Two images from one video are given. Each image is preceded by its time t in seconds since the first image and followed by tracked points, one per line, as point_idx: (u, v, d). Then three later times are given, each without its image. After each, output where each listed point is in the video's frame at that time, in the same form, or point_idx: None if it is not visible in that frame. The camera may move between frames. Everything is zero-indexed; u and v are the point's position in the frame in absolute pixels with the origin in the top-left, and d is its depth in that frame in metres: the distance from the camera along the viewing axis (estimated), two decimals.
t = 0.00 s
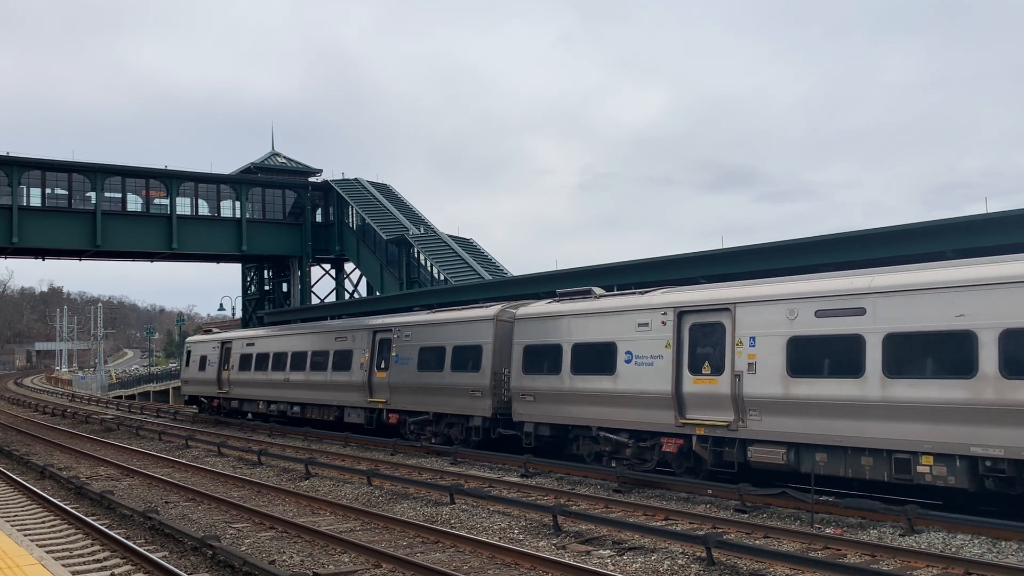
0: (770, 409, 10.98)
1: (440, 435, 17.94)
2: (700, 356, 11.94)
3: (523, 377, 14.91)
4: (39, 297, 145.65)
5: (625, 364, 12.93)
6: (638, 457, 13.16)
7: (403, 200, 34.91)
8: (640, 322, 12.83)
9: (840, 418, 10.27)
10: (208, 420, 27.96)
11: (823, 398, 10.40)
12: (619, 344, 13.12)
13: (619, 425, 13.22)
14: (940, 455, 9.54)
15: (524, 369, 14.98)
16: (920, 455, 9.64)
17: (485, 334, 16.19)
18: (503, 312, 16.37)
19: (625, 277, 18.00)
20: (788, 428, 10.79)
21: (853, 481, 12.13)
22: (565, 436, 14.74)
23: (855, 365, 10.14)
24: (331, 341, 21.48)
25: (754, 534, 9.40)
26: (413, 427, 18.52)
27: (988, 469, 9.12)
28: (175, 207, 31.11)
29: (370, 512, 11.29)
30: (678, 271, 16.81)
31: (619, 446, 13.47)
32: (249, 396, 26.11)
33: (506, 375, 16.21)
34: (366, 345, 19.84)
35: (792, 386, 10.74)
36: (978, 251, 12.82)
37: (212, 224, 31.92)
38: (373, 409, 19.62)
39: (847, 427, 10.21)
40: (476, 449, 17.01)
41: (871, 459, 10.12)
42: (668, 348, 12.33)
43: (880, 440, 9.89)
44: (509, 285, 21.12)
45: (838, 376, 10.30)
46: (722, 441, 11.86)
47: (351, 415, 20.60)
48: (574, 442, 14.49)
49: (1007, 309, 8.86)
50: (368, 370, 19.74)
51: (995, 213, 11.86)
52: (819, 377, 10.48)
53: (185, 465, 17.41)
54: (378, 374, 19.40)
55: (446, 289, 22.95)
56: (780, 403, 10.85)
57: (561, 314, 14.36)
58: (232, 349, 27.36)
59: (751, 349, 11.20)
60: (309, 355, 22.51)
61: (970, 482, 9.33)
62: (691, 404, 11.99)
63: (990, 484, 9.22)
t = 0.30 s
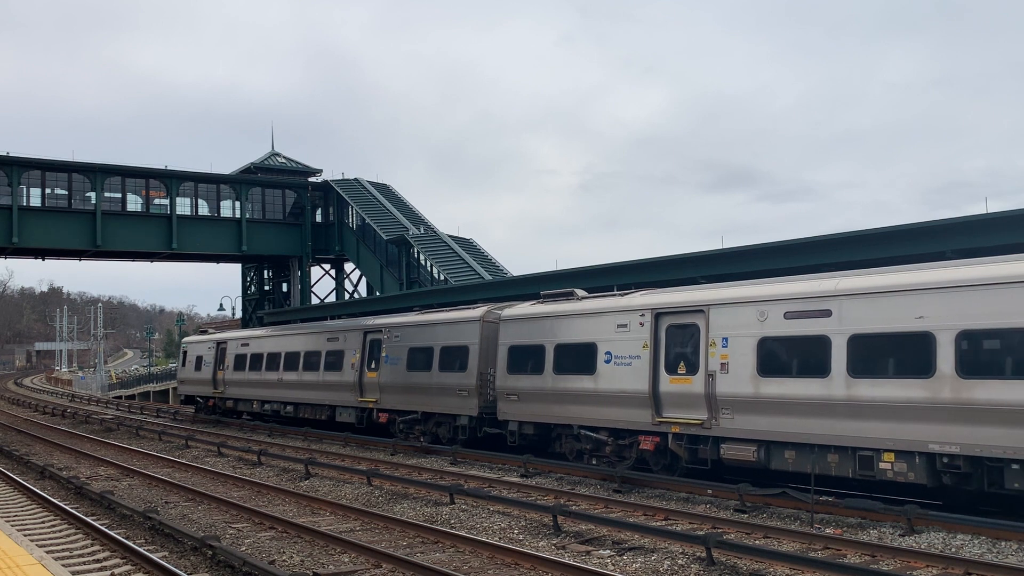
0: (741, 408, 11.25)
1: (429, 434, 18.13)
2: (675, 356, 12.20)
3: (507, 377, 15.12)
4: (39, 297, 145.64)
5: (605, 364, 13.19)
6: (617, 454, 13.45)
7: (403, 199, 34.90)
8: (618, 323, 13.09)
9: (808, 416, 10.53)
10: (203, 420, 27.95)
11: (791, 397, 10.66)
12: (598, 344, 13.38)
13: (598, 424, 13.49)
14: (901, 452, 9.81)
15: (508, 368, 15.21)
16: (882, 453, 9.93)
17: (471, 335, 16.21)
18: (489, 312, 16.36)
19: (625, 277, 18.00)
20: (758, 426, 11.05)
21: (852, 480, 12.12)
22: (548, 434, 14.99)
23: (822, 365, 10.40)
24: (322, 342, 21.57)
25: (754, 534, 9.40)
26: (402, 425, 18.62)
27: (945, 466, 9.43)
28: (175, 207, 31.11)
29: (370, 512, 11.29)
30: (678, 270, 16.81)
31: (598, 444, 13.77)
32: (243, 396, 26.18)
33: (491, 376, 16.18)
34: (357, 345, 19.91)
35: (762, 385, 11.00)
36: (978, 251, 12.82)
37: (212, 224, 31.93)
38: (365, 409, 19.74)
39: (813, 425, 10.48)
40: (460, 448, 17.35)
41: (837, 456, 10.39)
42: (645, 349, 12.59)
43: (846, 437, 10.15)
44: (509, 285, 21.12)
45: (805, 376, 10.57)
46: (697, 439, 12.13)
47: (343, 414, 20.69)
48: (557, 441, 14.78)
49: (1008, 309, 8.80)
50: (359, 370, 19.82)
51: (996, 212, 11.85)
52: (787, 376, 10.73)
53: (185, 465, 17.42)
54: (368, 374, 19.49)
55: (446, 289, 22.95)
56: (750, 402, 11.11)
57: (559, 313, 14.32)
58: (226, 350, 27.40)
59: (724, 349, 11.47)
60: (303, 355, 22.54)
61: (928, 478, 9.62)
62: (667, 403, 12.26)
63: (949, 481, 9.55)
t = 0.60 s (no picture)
0: (711, 407, 11.64)
1: (416, 433, 18.43)
2: (650, 356, 12.60)
3: (491, 377, 15.49)
4: (39, 297, 145.56)
5: (583, 364, 13.58)
6: (595, 452, 13.85)
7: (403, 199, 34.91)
8: (596, 325, 13.49)
9: (773, 415, 10.90)
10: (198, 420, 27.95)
11: (755, 396, 11.04)
12: (582, 345, 13.71)
13: (589, 423, 13.64)
14: (860, 448, 10.21)
15: (494, 368, 15.48)
16: (840, 451, 10.36)
17: (457, 335, 16.50)
18: (474, 313, 16.65)
19: (626, 276, 18.00)
20: (725, 424, 11.45)
21: (854, 481, 12.10)
22: (531, 433, 15.35)
23: (786, 365, 10.78)
24: (315, 342, 21.76)
25: (754, 534, 9.40)
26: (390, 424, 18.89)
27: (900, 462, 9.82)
28: (175, 207, 31.11)
29: (370, 512, 11.29)
30: (678, 270, 16.81)
31: (577, 443, 14.14)
32: (237, 396, 26.27)
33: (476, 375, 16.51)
34: (348, 345, 20.15)
35: (730, 384, 11.38)
36: (979, 251, 12.81)
37: (212, 224, 31.93)
38: (354, 408, 19.98)
39: (777, 423, 10.87)
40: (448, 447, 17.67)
41: (801, 453, 10.81)
42: (621, 349, 12.99)
43: (830, 436, 10.31)
44: (509, 285, 21.13)
45: (770, 376, 10.94)
46: (672, 437, 12.50)
47: (334, 414, 20.89)
48: (539, 439, 15.15)
49: (1010, 310, 8.80)
50: (349, 370, 20.06)
51: (997, 213, 11.84)
52: (753, 376, 11.12)
53: (184, 465, 17.43)
54: (358, 374, 19.74)
55: (446, 289, 22.95)
56: (718, 401, 11.50)
57: (558, 313, 14.33)
58: (220, 350, 27.46)
59: (695, 350, 11.86)
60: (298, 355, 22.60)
61: (885, 473, 10.02)
62: (642, 402, 12.65)
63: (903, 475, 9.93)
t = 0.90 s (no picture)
0: (680, 405, 12.06)
1: (403, 431, 18.76)
2: (623, 357, 13.04)
3: (474, 376, 15.91)
4: (39, 297, 145.52)
5: (561, 364, 14.02)
6: (571, 449, 14.31)
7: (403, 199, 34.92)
8: (573, 326, 13.94)
9: (737, 412, 11.31)
10: (196, 420, 28.00)
11: (720, 394, 11.46)
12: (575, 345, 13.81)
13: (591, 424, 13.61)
14: (818, 445, 10.62)
15: (489, 367, 15.60)
16: (797, 448, 10.80)
17: (441, 336, 16.80)
18: (458, 315, 16.90)
19: (626, 276, 18.01)
20: (692, 422, 11.89)
21: (855, 481, 12.10)
22: (512, 431, 15.78)
23: (749, 365, 11.19)
24: (305, 342, 22.04)
25: (754, 534, 9.40)
26: (378, 423, 19.25)
27: (855, 458, 10.20)
28: (175, 207, 31.11)
29: (370, 512, 11.29)
30: (679, 270, 16.81)
31: (555, 440, 14.60)
32: (231, 395, 26.42)
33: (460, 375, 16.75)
34: (337, 346, 20.48)
35: (697, 384, 11.80)
36: (979, 251, 12.81)
37: (211, 224, 31.94)
38: (343, 407, 20.32)
39: (741, 421, 11.26)
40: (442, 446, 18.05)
41: (764, 449, 11.20)
42: (596, 350, 13.43)
43: (825, 435, 10.37)
44: (509, 285, 21.14)
45: (735, 375, 11.35)
46: (644, 435, 12.94)
47: (324, 413, 21.18)
48: (519, 438, 15.58)
49: (1011, 309, 8.79)
50: (338, 370, 20.39)
51: (998, 213, 11.84)
52: (719, 375, 11.54)
53: (184, 465, 17.43)
54: (347, 374, 20.08)
55: (445, 290, 22.95)
56: (686, 399, 11.92)
57: (558, 313, 14.35)
58: (215, 350, 27.57)
59: (664, 350, 12.31)
60: (291, 355, 22.73)
61: (841, 469, 10.40)
62: (616, 400, 13.08)
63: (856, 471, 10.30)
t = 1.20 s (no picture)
0: (649, 403, 12.52)
1: (388, 430, 19.20)
2: (596, 357, 13.49)
3: (455, 376, 16.38)
4: (39, 297, 145.44)
5: (537, 364, 14.48)
6: (547, 446, 14.77)
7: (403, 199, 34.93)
8: (549, 327, 14.40)
9: (702, 410, 11.76)
10: (195, 420, 28.03)
11: (685, 393, 11.93)
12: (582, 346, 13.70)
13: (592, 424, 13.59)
14: (775, 442, 11.07)
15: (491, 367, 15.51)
16: (753, 444, 11.28)
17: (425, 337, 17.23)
18: (442, 316, 17.33)
19: (626, 276, 18.02)
20: (658, 419, 12.38)
21: (854, 481, 12.11)
22: (491, 429, 16.25)
23: (712, 365, 11.64)
24: (296, 343, 22.50)
25: (754, 534, 9.40)
26: (365, 422, 19.73)
27: (808, 454, 10.66)
28: (175, 207, 31.12)
29: (370, 512, 11.29)
30: (679, 270, 16.82)
31: (530, 438, 15.05)
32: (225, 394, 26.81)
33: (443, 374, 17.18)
34: (326, 347, 20.94)
35: (664, 383, 12.27)
36: (979, 252, 12.82)
37: (212, 224, 31.95)
38: (332, 407, 20.77)
39: (706, 418, 11.71)
40: (442, 446, 18.01)
41: (725, 445, 11.65)
42: (570, 350, 13.90)
43: (819, 434, 10.43)
44: (509, 285, 21.15)
45: (699, 374, 11.80)
46: (615, 432, 13.43)
47: (313, 412, 21.62)
48: (498, 436, 16.05)
49: (1010, 309, 8.79)
50: (327, 370, 20.85)
51: (998, 213, 11.83)
52: (684, 375, 11.99)
53: (184, 465, 17.44)
54: (336, 374, 20.53)
55: (445, 290, 22.95)
56: (654, 397, 12.39)
57: (557, 313, 14.36)
58: (209, 351, 28.00)
59: (634, 350, 12.77)
60: (283, 354, 23.09)
61: (796, 464, 10.87)
62: (590, 399, 13.54)
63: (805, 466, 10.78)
